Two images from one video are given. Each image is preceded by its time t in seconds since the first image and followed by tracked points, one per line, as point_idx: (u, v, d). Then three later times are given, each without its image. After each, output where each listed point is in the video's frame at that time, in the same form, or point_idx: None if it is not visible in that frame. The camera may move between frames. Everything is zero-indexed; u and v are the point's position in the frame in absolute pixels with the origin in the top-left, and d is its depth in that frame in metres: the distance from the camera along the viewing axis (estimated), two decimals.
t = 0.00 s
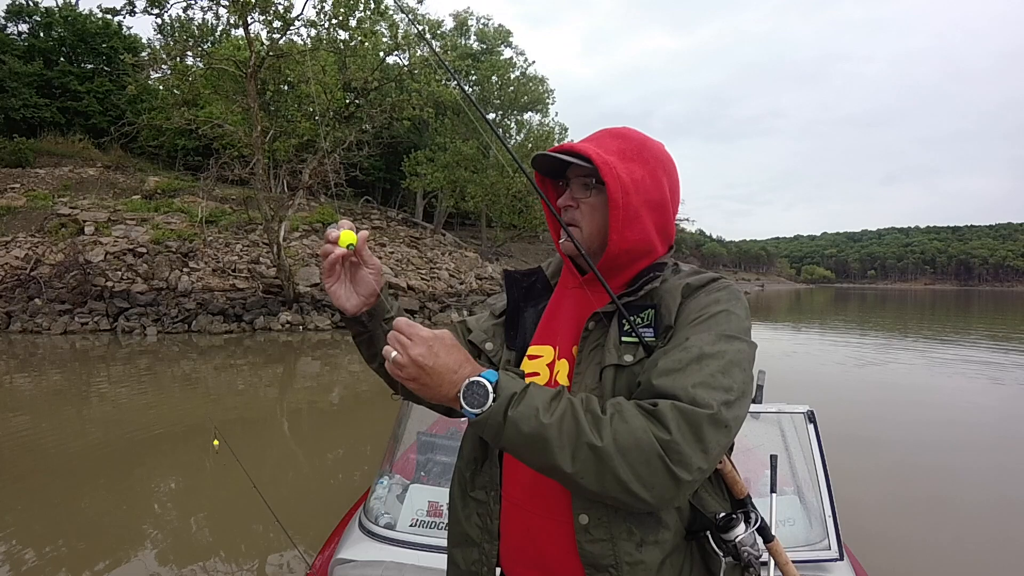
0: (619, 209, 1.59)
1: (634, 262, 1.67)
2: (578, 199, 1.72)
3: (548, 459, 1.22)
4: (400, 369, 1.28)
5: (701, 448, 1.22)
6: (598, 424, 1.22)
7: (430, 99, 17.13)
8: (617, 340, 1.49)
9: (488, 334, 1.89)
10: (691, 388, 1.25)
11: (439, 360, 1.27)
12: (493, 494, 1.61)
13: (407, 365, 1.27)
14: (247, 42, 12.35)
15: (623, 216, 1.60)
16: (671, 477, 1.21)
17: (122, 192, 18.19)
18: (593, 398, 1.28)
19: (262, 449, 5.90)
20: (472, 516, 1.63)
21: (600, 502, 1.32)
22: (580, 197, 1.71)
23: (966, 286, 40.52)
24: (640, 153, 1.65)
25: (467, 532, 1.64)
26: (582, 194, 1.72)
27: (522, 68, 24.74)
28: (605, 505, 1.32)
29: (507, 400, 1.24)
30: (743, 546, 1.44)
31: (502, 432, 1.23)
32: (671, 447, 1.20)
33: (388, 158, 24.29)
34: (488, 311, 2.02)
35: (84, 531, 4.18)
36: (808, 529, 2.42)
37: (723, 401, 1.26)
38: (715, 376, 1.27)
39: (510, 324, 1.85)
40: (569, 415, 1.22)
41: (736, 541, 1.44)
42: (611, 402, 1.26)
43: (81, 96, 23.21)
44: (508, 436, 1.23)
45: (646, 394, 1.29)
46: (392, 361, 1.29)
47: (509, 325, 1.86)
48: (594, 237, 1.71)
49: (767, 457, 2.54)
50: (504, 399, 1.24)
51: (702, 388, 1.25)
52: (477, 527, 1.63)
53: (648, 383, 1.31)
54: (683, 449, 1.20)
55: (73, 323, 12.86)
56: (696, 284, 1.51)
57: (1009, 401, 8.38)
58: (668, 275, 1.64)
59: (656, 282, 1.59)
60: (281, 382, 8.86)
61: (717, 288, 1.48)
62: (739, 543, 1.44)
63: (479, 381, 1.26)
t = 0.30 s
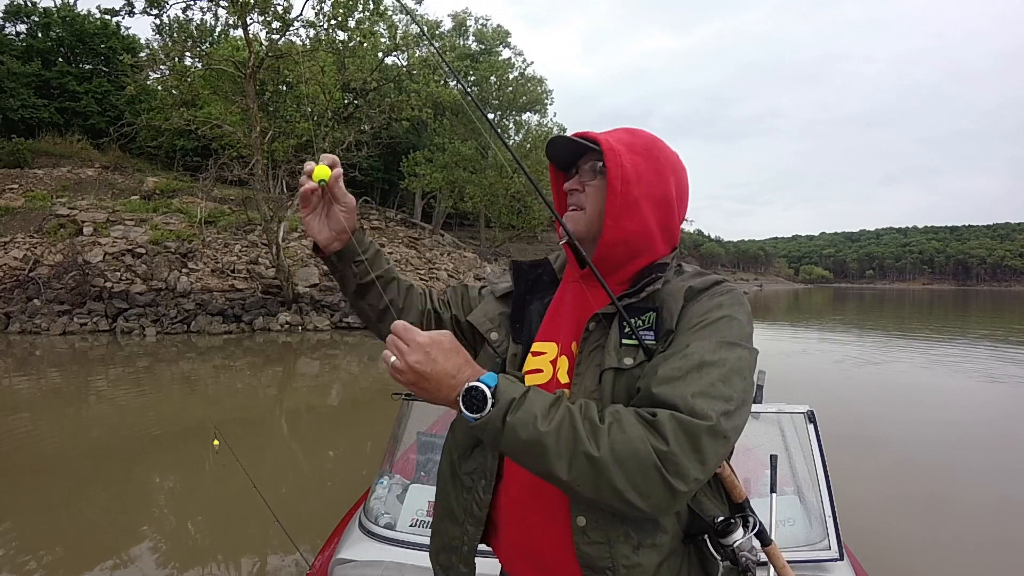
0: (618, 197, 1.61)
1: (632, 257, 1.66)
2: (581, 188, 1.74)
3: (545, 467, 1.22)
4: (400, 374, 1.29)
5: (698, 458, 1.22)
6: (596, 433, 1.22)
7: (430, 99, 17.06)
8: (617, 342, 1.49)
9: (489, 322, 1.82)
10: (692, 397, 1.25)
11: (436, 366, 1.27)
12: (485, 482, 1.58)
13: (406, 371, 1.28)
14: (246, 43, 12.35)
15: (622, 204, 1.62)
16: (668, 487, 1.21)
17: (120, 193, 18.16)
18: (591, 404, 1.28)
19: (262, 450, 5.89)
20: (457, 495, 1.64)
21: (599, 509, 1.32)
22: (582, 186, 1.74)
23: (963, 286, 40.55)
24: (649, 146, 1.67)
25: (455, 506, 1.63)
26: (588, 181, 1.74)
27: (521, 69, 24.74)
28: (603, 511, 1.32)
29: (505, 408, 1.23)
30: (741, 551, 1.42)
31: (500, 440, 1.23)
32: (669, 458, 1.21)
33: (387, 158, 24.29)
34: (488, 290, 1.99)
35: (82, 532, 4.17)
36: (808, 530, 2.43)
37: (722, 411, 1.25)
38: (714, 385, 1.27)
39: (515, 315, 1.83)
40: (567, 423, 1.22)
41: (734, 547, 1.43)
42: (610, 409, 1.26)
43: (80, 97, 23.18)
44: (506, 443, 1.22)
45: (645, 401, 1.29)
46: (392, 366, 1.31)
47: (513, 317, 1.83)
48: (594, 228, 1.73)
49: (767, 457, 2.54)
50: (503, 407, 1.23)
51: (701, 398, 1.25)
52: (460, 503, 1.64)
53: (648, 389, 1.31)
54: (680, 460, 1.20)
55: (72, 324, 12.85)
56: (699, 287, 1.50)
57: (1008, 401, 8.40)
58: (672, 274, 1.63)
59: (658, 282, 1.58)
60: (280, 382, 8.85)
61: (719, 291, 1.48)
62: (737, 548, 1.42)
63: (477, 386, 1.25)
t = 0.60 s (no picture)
0: (626, 187, 1.62)
1: (637, 253, 1.66)
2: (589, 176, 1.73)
3: (540, 472, 1.23)
4: (400, 372, 1.29)
5: (695, 470, 1.22)
6: (593, 441, 1.22)
7: (429, 100, 17.00)
8: (618, 343, 1.49)
9: (498, 301, 1.80)
10: (692, 406, 1.25)
11: (434, 370, 1.25)
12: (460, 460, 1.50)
13: (406, 371, 1.27)
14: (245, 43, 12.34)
15: (630, 197, 1.62)
16: (663, 496, 1.22)
17: (119, 193, 18.15)
18: (590, 409, 1.27)
19: (261, 450, 5.89)
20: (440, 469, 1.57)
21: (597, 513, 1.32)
22: (590, 174, 1.73)
23: (962, 285, 40.56)
24: (663, 145, 1.68)
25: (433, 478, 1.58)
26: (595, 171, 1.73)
27: (520, 69, 24.73)
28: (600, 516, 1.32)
29: (504, 411, 1.23)
30: (739, 555, 1.48)
31: (497, 442, 1.24)
32: (666, 469, 1.21)
33: (385, 158, 24.27)
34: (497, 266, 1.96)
35: (81, 532, 4.17)
36: (807, 530, 2.43)
37: (721, 421, 1.26)
38: (715, 394, 1.27)
39: (522, 302, 1.79)
40: (564, 429, 1.21)
41: (733, 550, 1.48)
42: (609, 416, 1.26)
43: (78, 97, 23.13)
44: (503, 448, 1.23)
45: (645, 408, 1.29)
46: (392, 362, 1.30)
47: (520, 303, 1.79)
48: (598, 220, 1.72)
49: (767, 457, 2.55)
50: (501, 410, 1.23)
51: (701, 407, 1.26)
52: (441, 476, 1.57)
53: (648, 394, 1.32)
54: (677, 472, 1.21)
55: (71, 324, 12.82)
56: (704, 289, 1.49)
57: (1007, 401, 8.40)
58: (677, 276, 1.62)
59: (664, 284, 1.57)
60: (279, 382, 8.84)
61: (722, 294, 1.47)
62: (735, 552, 1.48)
63: (474, 387, 1.25)
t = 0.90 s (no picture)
0: (633, 187, 1.61)
1: (641, 253, 1.67)
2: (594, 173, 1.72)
3: (536, 486, 1.24)
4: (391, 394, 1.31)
5: (692, 485, 1.23)
6: (588, 456, 1.22)
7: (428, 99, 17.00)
8: (617, 346, 1.50)
9: (506, 285, 1.71)
10: (689, 420, 1.25)
11: (421, 398, 1.26)
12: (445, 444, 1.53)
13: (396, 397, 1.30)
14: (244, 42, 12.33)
15: (636, 196, 1.62)
16: (659, 510, 1.23)
17: (118, 192, 18.13)
18: (585, 421, 1.27)
19: (261, 450, 5.89)
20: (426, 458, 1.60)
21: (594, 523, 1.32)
22: (595, 173, 1.72)
23: (961, 285, 40.60)
24: (671, 145, 1.67)
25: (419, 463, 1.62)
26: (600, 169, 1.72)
27: (518, 69, 24.71)
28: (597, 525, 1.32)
29: (498, 429, 1.23)
30: (733, 561, 1.46)
31: (492, 457, 1.25)
32: (662, 485, 1.21)
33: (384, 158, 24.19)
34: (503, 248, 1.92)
35: (80, 532, 4.18)
36: (807, 530, 2.44)
37: (720, 435, 1.25)
38: (714, 406, 1.27)
39: (527, 292, 1.72)
40: (559, 446, 1.22)
41: (726, 556, 1.46)
42: (606, 430, 1.26)
43: (76, 97, 23.09)
44: (498, 463, 1.25)
45: (644, 418, 1.29)
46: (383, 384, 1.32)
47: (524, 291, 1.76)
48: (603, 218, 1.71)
49: (767, 457, 2.54)
50: (495, 428, 1.23)
51: (701, 420, 1.25)
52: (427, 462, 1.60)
53: (646, 404, 1.31)
54: (674, 487, 1.21)
55: (70, 324, 12.82)
56: (706, 293, 1.49)
57: (1006, 400, 8.41)
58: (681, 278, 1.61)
59: (667, 286, 1.55)
60: (278, 382, 8.83)
61: (724, 299, 1.47)
62: (729, 558, 1.46)
63: (466, 407, 1.25)
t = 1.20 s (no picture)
0: (640, 186, 1.60)
1: (640, 254, 1.66)
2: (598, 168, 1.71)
3: (538, 498, 1.25)
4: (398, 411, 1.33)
5: (692, 498, 1.24)
6: (589, 470, 1.23)
7: (427, 99, 16.99)
8: (614, 350, 1.49)
9: (508, 275, 1.70)
10: (690, 433, 1.25)
11: (425, 413, 1.28)
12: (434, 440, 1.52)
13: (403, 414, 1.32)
14: (244, 42, 12.31)
15: (642, 196, 1.61)
16: (657, 523, 1.24)
17: (117, 192, 18.12)
18: (586, 434, 1.28)
19: (261, 450, 5.88)
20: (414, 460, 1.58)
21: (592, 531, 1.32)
22: (600, 167, 1.71)
23: (959, 285, 40.65)
24: (676, 148, 1.67)
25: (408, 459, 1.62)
26: (606, 165, 1.70)
27: (518, 69, 24.69)
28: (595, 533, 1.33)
29: (502, 445, 1.25)
30: (727, 563, 1.46)
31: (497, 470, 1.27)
32: (662, 498, 1.22)
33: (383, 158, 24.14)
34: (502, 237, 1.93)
35: (80, 532, 4.17)
36: (808, 530, 2.44)
37: (719, 448, 1.26)
38: (713, 419, 1.27)
39: (528, 284, 1.72)
40: (560, 460, 1.23)
41: (721, 559, 1.46)
42: (608, 442, 1.26)
43: (75, 96, 23.06)
44: (503, 476, 1.27)
45: (643, 429, 1.29)
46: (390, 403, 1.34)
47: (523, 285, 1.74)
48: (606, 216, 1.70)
49: (767, 457, 2.54)
50: (499, 443, 1.25)
51: (701, 433, 1.26)
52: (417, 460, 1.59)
53: (646, 416, 1.31)
54: (674, 501, 1.22)
55: (69, 324, 12.80)
56: (706, 301, 1.48)
57: (1005, 400, 8.42)
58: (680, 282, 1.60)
59: (667, 291, 1.54)
60: (277, 382, 8.82)
61: (723, 305, 1.46)
62: (723, 561, 1.46)
63: (470, 422, 1.27)
